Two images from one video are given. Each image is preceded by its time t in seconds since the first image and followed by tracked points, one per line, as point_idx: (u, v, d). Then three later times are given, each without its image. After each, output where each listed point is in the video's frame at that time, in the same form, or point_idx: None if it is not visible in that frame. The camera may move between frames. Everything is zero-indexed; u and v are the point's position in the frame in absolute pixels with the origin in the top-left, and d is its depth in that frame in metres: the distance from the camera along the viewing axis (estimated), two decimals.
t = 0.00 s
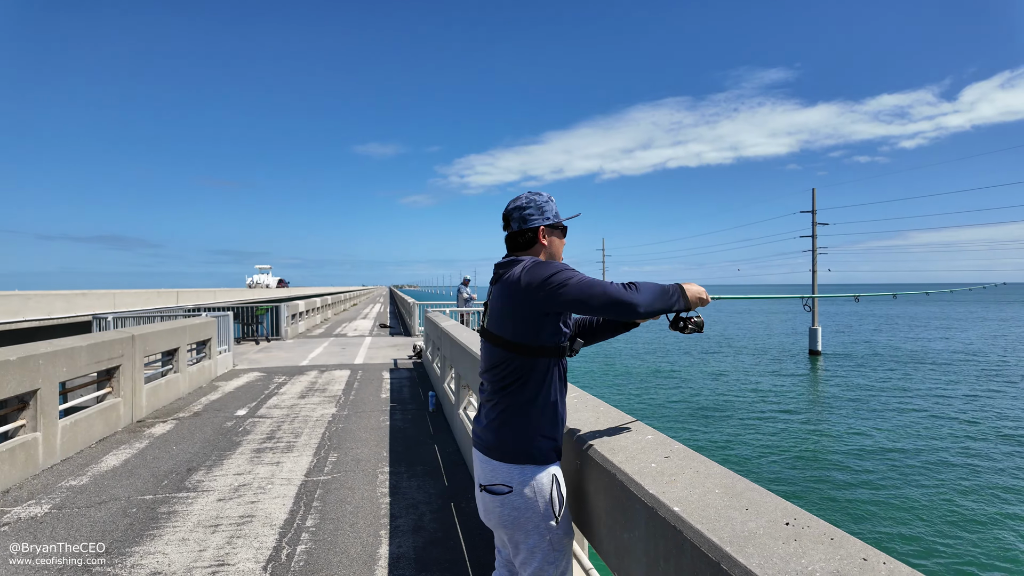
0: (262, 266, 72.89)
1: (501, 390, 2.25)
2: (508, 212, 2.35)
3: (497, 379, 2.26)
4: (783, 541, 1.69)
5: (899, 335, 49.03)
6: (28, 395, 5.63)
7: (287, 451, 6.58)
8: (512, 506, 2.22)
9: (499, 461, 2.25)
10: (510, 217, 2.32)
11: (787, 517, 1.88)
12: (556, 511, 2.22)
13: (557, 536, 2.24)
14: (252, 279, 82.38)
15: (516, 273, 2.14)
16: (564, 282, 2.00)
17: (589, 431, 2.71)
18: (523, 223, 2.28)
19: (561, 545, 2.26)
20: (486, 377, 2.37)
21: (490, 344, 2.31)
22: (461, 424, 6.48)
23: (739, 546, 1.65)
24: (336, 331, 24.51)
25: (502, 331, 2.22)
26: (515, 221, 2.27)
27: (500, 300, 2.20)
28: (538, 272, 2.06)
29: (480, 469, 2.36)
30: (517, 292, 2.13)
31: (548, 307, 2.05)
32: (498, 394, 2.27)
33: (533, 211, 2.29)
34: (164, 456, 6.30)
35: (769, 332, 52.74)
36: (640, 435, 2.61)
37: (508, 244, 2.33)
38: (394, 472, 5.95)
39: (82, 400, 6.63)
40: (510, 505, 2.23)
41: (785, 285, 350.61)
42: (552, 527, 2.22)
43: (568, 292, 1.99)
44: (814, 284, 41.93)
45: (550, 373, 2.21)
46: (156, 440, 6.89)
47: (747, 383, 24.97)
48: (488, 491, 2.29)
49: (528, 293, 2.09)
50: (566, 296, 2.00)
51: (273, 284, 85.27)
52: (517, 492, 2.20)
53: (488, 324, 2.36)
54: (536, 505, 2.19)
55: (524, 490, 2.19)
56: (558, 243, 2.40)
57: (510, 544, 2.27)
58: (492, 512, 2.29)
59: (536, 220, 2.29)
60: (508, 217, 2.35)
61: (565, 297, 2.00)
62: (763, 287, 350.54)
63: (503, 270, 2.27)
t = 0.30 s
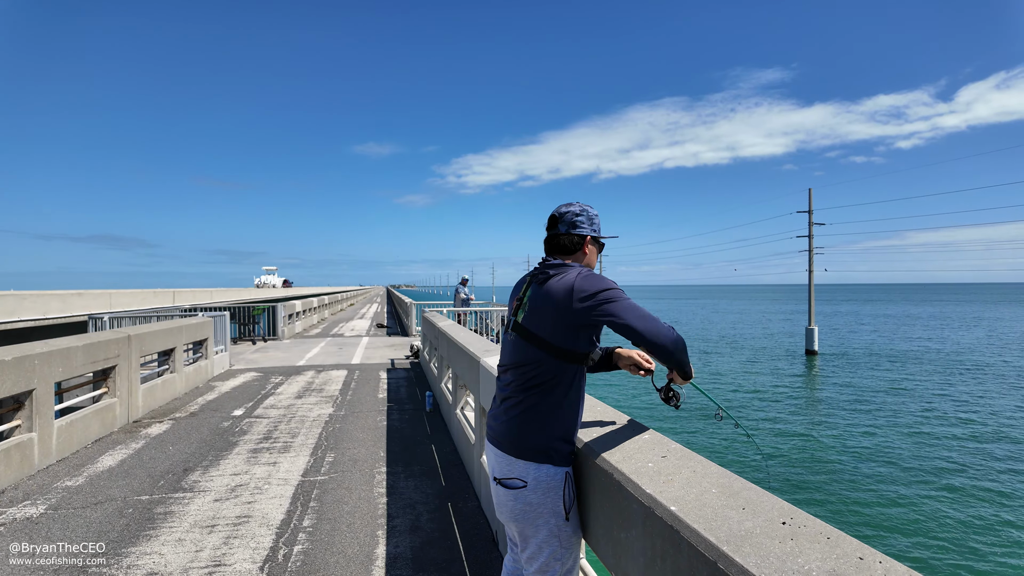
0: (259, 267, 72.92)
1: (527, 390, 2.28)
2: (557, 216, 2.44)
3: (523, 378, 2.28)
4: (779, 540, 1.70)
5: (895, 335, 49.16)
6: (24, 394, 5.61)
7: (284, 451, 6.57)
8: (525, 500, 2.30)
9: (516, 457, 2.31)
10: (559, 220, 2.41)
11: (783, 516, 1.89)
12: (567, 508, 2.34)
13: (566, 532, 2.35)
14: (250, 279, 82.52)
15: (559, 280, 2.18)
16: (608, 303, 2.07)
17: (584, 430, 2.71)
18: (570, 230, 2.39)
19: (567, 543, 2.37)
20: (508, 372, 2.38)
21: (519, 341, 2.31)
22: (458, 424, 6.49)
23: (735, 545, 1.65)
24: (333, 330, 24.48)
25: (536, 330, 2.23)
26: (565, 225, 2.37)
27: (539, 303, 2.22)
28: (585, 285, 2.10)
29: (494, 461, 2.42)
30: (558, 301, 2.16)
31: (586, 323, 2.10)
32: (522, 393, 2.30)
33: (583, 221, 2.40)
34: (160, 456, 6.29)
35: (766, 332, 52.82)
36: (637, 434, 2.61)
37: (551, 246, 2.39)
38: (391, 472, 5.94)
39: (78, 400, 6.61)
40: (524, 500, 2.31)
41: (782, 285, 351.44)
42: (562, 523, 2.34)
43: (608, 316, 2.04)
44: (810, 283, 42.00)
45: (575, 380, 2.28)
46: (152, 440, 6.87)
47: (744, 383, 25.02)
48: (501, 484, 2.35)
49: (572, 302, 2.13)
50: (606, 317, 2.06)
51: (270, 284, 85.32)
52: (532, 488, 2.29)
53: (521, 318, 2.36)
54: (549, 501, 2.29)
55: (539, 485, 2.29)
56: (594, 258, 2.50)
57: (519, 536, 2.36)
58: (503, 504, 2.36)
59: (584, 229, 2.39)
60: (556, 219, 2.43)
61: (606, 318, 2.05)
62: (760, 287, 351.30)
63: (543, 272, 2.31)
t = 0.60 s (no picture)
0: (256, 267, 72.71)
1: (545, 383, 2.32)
2: (575, 231, 2.57)
3: (542, 371, 2.32)
4: (776, 539, 1.70)
5: (893, 335, 49.26)
6: (19, 395, 5.59)
7: (281, 451, 6.56)
8: (537, 494, 2.31)
9: (530, 450, 2.33)
10: (577, 234, 2.55)
11: (781, 515, 1.89)
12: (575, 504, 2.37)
13: (574, 529, 2.38)
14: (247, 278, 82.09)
15: (585, 283, 2.29)
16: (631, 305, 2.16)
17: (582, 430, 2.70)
18: (585, 244, 2.51)
19: (574, 541, 2.40)
20: (523, 365, 2.41)
21: (538, 334, 2.35)
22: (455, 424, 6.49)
23: (732, 545, 1.66)
24: (331, 330, 24.43)
25: (558, 325, 2.29)
26: (582, 239, 2.51)
27: (563, 301, 2.30)
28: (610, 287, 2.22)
29: (505, 455, 2.42)
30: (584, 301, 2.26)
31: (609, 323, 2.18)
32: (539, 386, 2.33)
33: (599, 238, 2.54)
34: (157, 456, 6.28)
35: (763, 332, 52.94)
36: (635, 434, 2.61)
37: (570, 256, 2.50)
38: (389, 472, 5.94)
39: (74, 400, 6.60)
40: (537, 494, 2.32)
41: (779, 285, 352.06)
42: (571, 519, 2.37)
43: (632, 317, 2.13)
44: (807, 284, 42.01)
45: (591, 380, 2.35)
46: (149, 440, 6.86)
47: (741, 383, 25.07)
48: (513, 477, 2.36)
49: (596, 303, 2.24)
50: (626, 317, 2.15)
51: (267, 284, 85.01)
52: (545, 482, 2.31)
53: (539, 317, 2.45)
54: (561, 496, 2.33)
55: (551, 479, 2.32)
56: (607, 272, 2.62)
57: (528, 531, 2.36)
58: (514, 498, 2.37)
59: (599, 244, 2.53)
60: (575, 233, 2.57)
61: (625, 318, 2.14)
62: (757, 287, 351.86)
63: (568, 275, 2.41)
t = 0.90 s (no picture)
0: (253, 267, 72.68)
1: (544, 380, 2.32)
2: (598, 243, 2.62)
3: (543, 368, 2.33)
4: (774, 538, 1.71)
5: (890, 335, 49.39)
6: (16, 395, 5.58)
7: (279, 451, 6.55)
8: (528, 489, 2.33)
9: (522, 444, 2.35)
10: (599, 247, 2.60)
11: (778, 514, 1.90)
12: (567, 503, 2.36)
13: (567, 528, 2.37)
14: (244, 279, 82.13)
15: (597, 290, 2.31)
16: (638, 318, 2.18)
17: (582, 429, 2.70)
18: (606, 256, 2.56)
19: (568, 540, 2.40)
20: (526, 361, 2.42)
21: (545, 332, 2.37)
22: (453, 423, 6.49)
23: (730, 544, 1.66)
24: (329, 330, 24.39)
25: (565, 325, 2.31)
26: (603, 251, 2.56)
27: (573, 304, 2.32)
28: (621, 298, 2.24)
29: (499, 450, 2.45)
30: (593, 308, 2.28)
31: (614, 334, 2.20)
32: (538, 383, 2.34)
33: (618, 251, 2.58)
34: (154, 456, 6.27)
35: (761, 331, 53.06)
36: (632, 434, 2.61)
37: (589, 266, 2.54)
38: (386, 472, 5.94)
39: (71, 400, 6.58)
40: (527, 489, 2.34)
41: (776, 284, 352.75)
42: (564, 517, 2.37)
43: (637, 329, 2.14)
44: (805, 283, 42.06)
45: (591, 387, 2.36)
46: (146, 440, 6.85)
47: (739, 382, 25.11)
48: (506, 472, 2.38)
49: (604, 309, 2.26)
50: (628, 327, 2.16)
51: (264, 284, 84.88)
52: (536, 478, 2.32)
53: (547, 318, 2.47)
54: (552, 493, 2.32)
55: (542, 475, 2.32)
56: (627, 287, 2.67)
57: (521, 527, 2.38)
58: (506, 492, 2.39)
59: (619, 257, 2.57)
60: (597, 245, 2.62)
61: (630, 327, 2.15)
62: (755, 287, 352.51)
63: (583, 281, 2.44)
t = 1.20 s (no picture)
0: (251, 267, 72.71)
1: (546, 377, 2.34)
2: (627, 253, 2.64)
3: (547, 364, 2.35)
4: (772, 537, 1.71)
5: (888, 334, 49.49)
6: (13, 395, 5.56)
7: (276, 451, 6.54)
8: (521, 482, 2.36)
9: (516, 437, 2.37)
10: (627, 257, 2.62)
11: (776, 514, 1.90)
12: (561, 500, 2.37)
13: (560, 524, 2.38)
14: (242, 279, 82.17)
15: (614, 299, 2.32)
16: (654, 335, 2.18)
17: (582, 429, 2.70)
18: (634, 266, 2.58)
19: (560, 537, 2.41)
20: (532, 355, 2.44)
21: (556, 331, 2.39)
22: (450, 423, 6.49)
23: (728, 544, 1.66)
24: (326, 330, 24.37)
25: (580, 328, 2.32)
26: (631, 261, 2.58)
27: (589, 309, 2.33)
28: (636, 312, 2.25)
29: (496, 442, 2.48)
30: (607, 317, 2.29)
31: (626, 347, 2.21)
32: (540, 379, 2.36)
33: (646, 264, 2.59)
34: (151, 456, 6.26)
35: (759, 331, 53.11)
36: (630, 434, 2.62)
37: (615, 274, 2.56)
38: (384, 472, 5.93)
39: (67, 400, 6.55)
40: (521, 482, 2.36)
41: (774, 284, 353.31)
42: (556, 513, 2.38)
43: (651, 347, 2.15)
44: (802, 283, 42.12)
45: (593, 392, 2.38)
46: (143, 441, 6.83)
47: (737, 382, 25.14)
48: (501, 463, 2.40)
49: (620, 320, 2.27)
50: (642, 343, 2.18)
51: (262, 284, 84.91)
52: (529, 472, 2.34)
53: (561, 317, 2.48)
54: (545, 488, 2.33)
55: (536, 470, 2.34)
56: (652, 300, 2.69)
57: (514, 519, 2.41)
58: (501, 484, 2.41)
59: (646, 270, 2.58)
60: (625, 255, 2.64)
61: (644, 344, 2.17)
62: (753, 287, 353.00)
63: (603, 288, 2.46)
